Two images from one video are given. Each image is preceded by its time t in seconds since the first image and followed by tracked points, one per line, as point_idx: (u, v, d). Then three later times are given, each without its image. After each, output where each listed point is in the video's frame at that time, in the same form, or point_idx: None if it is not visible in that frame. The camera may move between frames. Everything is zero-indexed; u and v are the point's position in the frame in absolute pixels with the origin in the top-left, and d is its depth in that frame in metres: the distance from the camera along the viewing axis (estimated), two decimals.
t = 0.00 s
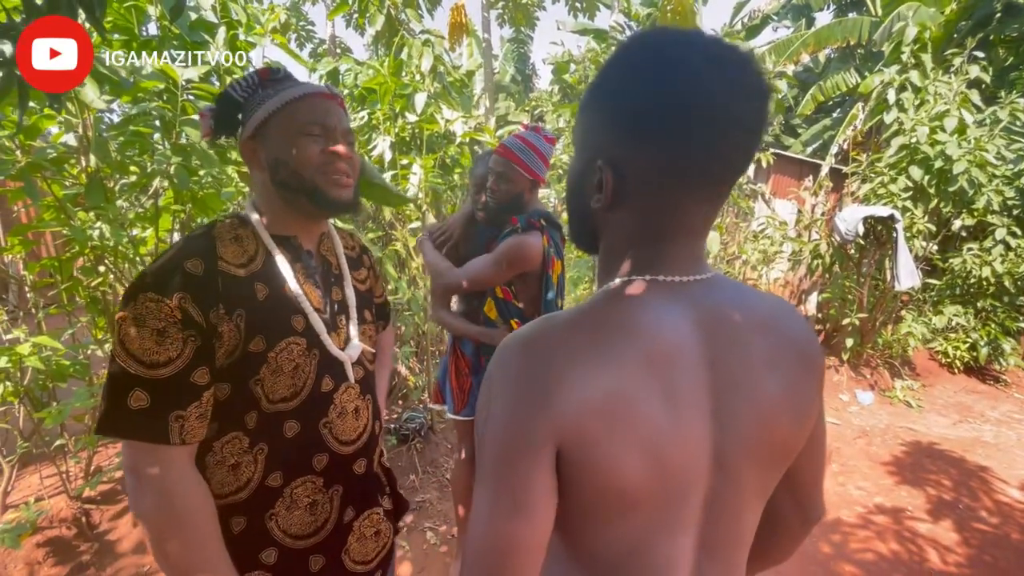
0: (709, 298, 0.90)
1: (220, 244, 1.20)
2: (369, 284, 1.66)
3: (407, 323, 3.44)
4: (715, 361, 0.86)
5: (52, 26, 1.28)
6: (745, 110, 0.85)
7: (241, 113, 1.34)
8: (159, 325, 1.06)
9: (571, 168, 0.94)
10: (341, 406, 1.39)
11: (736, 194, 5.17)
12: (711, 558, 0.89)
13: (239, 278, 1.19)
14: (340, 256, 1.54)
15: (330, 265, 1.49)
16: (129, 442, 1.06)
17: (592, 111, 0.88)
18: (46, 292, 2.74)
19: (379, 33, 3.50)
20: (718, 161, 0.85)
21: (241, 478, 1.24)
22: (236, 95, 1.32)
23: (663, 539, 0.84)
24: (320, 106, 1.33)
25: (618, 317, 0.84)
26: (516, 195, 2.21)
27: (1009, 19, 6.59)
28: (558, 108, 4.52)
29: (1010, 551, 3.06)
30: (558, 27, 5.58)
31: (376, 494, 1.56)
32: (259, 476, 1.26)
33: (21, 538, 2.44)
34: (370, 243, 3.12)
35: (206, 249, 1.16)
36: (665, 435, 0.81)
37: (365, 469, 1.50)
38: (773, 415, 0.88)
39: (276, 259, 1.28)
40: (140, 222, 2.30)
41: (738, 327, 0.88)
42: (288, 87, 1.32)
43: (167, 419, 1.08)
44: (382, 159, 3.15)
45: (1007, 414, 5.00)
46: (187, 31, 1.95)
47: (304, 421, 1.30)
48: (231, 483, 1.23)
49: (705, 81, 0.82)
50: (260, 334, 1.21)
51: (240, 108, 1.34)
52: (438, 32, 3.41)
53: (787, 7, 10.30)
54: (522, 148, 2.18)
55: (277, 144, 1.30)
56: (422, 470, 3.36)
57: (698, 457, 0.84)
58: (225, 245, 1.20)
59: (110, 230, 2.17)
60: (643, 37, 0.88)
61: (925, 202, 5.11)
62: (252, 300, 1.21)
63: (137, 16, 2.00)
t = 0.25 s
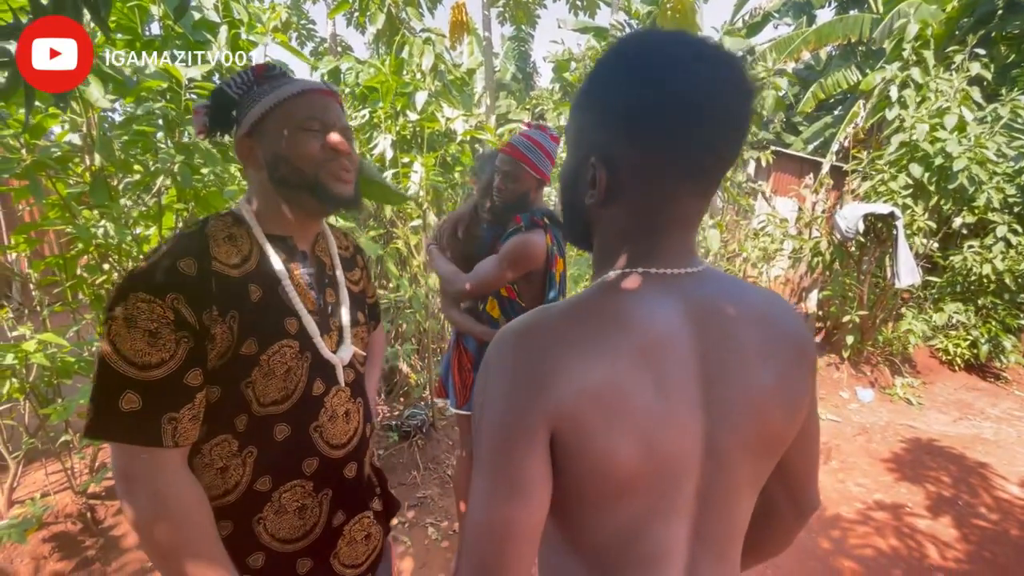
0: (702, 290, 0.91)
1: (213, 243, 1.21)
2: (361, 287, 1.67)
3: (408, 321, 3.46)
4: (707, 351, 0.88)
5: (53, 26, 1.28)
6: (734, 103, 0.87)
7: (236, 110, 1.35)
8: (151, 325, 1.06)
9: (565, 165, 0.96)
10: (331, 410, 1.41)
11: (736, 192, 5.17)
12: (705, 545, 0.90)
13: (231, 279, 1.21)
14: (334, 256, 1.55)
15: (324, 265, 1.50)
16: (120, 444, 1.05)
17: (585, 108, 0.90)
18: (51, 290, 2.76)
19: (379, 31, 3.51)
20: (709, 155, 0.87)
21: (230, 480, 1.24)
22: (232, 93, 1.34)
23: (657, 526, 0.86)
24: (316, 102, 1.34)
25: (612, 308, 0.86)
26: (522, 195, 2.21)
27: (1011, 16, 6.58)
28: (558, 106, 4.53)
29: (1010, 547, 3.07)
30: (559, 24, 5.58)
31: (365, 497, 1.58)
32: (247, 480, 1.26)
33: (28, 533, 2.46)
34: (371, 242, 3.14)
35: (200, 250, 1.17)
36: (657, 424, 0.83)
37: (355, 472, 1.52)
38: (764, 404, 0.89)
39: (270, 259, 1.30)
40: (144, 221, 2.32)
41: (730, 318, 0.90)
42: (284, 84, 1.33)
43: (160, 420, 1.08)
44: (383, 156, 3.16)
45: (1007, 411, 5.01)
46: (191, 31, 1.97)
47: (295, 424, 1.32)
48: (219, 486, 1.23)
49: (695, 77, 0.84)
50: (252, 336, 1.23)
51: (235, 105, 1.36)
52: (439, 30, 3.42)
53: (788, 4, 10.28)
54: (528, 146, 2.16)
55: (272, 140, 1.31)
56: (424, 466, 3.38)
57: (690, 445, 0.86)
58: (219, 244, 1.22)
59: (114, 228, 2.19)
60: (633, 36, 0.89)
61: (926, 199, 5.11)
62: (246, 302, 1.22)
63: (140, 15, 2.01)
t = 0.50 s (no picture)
0: (697, 287, 0.92)
1: (207, 245, 1.22)
2: (355, 288, 1.67)
3: (409, 320, 3.47)
4: (703, 346, 0.88)
5: (53, 26, 1.29)
6: (722, 101, 0.88)
7: (224, 108, 1.36)
8: (144, 328, 1.07)
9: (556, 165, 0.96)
10: (321, 416, 1.40)
11: (737, 191, 5.18)
12: (702, 538, 0.91)
13: (225, 282, 1.22)
14: (327, 259, 1.54)
15: (317, 267, 1.50)
16: (108, 452, 1.06)
17: (576, 109, 0.91)
18: (54, 289, 2.77)
19: (381, 31, 3.52)
20: (699, 152, 0.88)
21: (218, 486, 1.25)
22: (220, 91, 1.34)
23: (653, 520, 0.87)
24: (307, 99, 1.34)
25: (608, 305, 0.86)
26: (531, 198, 2.19)
27: (1012, 14, 6.57)
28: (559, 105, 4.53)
29: (1011, 545, 3.07)
30: (560, 24, 5.58)
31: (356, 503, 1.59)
32: (236, 486, 1.27)
33: (31, 531, 2.47)
34: (372, 241, 3.15)
35: (193, 253, 1.18)
36: (653, 419, 0.84)
37: (345, 478, 1.52)
38: (759, 399, 0.90)
39: (265, 262, 1.30)
40: (146, 220, 2.34)
41: (725, 313, 0.90)
42: (273, 81, 1.34)
43: (153, 426, 1.09)
44: (384, 156, 3.16)
45: (1008, 409, 5.01)
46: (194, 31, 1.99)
47: (285, 430, 1.32)
48: (209, 491, 1.24)
49: (683, 76, 0.85)
50: (246, 341, 1.23)
51: (224, 103, 1.36)
52: (440, 30, 3.42)
53: (788, 3, 10.28)
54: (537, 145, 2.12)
55: (263, 137, 1.32)
56: (425, 465, 3.39)
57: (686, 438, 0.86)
58: (213, 246, 1.22)
59: (117, 227, 2.20)
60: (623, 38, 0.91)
61: (926, 198, 5.12)
62: (239, 305, 1.23)
63: (143, 15, 2.03)
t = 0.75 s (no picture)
0: (695, 287, 0.92)
1: (206, 245, 1.22)
2: (357, 283, 1.68)
3: (412, 321, 3.48)
4: (702, 348, 0.88)
5: (51, 26, 1.29)
6: (721, 102, 0.89)
7: (232, 103, 1.36)
8: (144, 329, 1.07)
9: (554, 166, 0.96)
10: (331, 409, 1.42)
11: (739, 191, 5.17)
12: (702, 540, 0.91)
13: (225, 281, 1.22)
14: (328, 255, 1.56)
15: (318, 263, 1.52)
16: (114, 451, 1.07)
17: (574, 109, 0.91)
18: (58, 290, 2.78)
19: (383, 32, 3.53)
20: (697, 152, 0.88)
21: (231, 483, 1.25)
22: (229, 86, 1.34)
23: (655, 519, 0.87)
24: (315, 108, 1.34)
25: (607, 307, 0.86)
26: (535, 202, 2.19)
27: (1014, 14, 6.55)
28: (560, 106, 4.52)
29: (1014, 545, 3.07)
30: (561, 25, 5.59)
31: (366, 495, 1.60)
32: (250, 481, 1.27)
33: (35, 531, 2.48)
34: (374, 241, 3.16)
35: (192, 253, 1.18)
36: (653, 420, 0.84)
37: (356, 470, 1.53)
38: (758, 397, 0.90)
39: (264, 260, 1.31)
40: (150, 220, 2.34)
41: (723, 313, 0.91)
42: (283, 84, 1.33)
43: (156, 425, 1.09)
44: (387, 157, 3.22)
45: (1011, 410, 4.99)
46: (199, 31, 2.00)
47: (294, 424, 1.33)
48: (222, 488, 1.24)
49: (682, 77, 0.86)
50: (249, 338, 1.24)
51: (231, 98, 1.36)
52: (442, 31, 3.43)
53: (790, 3, 10.27)
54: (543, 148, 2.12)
55: (267, 140, 1.32)
56: (428, 465, 3.40)
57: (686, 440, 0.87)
58: (211, 246, 1.23)
59: (122, 228, 2.20)
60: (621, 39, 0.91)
61: (929, 198, 5.11)
62: (240, 303, 1.24)
63: (145, 17, 2.03)
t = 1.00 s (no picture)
0: (695, 288, 0.91)
1: (217, 241, 1.21)
2: (362, 277, 1.70)
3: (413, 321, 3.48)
4: (702, 348, 0.88)
5: (52, 26, 1.29)
6: (721, 100, 0.88)
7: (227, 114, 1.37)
8: (162, 323, 1.07)
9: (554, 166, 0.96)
10: (340, 398, 1.41)
11: (740, 192, 5.16)
12: (702, 542, 0.91)
13: (238, 275, 1.22)
14: (332, 250, 1.55)
15: (322, 258, 1.50)
16: (131, 445, 1.06)
17: (574, 109, 0.90)
18: (59, 291, 2.78)
19: (384, 32, 3.53)
20: (698, 152, 0.88)
21: (246, 472, 1.25)
22: (221, 96, 1.36)
23: (655, 521, 0.86)
24: (303, 96, 1.34)
25: (606, 307, 0.86)
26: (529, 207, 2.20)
27: (1015, 13, 6.54)
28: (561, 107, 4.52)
29: (1017, 546, 3.06)
30: (562, 26, 5.59)
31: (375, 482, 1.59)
32: (263, 470, 1.28)
33: (36, 533, 2.48)
34: (376, 242, 3.16)
35: (203, 247, 1.18)
36: (653, 421, 0.83)
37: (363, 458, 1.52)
38: (758, 398, 0.90)
39: (273, 253, 1.31)
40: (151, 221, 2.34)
41: (722, 313, 0.90)
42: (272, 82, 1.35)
43: (171, 418, 1.08)
44: (388, 157, 3.21)
45: (1014, 410, 4.98)
46: (199, 31, 2.00)
47: (306, 414, 1.33)
48: (236, 477, 1.25)
49: (682, 74, 0.85)
50: (262, 329, 1.24)
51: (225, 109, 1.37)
52: (443, 32, 3.43)
53: (790, 4, 10.26)
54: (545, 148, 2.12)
55: (261, 136, 1.32)
56: (429, 466, 3.40)
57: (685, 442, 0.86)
58: (223, 242, 1.22)
59: (123, 229, 2.20)
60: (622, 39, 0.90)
61: (931, 198, 5.10)
62: (252, 295, 1.24)
63: (147, 18, 2.03)
